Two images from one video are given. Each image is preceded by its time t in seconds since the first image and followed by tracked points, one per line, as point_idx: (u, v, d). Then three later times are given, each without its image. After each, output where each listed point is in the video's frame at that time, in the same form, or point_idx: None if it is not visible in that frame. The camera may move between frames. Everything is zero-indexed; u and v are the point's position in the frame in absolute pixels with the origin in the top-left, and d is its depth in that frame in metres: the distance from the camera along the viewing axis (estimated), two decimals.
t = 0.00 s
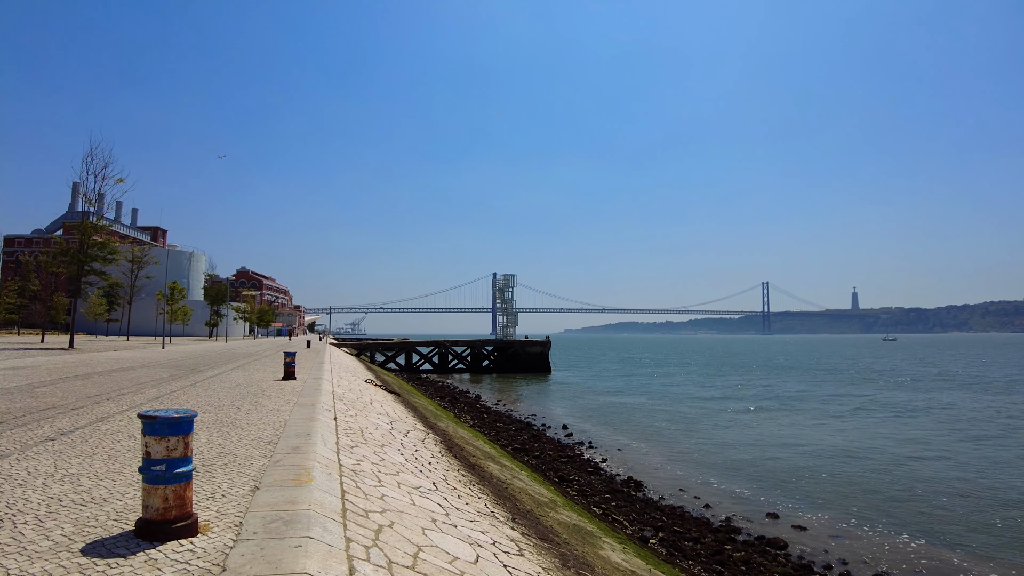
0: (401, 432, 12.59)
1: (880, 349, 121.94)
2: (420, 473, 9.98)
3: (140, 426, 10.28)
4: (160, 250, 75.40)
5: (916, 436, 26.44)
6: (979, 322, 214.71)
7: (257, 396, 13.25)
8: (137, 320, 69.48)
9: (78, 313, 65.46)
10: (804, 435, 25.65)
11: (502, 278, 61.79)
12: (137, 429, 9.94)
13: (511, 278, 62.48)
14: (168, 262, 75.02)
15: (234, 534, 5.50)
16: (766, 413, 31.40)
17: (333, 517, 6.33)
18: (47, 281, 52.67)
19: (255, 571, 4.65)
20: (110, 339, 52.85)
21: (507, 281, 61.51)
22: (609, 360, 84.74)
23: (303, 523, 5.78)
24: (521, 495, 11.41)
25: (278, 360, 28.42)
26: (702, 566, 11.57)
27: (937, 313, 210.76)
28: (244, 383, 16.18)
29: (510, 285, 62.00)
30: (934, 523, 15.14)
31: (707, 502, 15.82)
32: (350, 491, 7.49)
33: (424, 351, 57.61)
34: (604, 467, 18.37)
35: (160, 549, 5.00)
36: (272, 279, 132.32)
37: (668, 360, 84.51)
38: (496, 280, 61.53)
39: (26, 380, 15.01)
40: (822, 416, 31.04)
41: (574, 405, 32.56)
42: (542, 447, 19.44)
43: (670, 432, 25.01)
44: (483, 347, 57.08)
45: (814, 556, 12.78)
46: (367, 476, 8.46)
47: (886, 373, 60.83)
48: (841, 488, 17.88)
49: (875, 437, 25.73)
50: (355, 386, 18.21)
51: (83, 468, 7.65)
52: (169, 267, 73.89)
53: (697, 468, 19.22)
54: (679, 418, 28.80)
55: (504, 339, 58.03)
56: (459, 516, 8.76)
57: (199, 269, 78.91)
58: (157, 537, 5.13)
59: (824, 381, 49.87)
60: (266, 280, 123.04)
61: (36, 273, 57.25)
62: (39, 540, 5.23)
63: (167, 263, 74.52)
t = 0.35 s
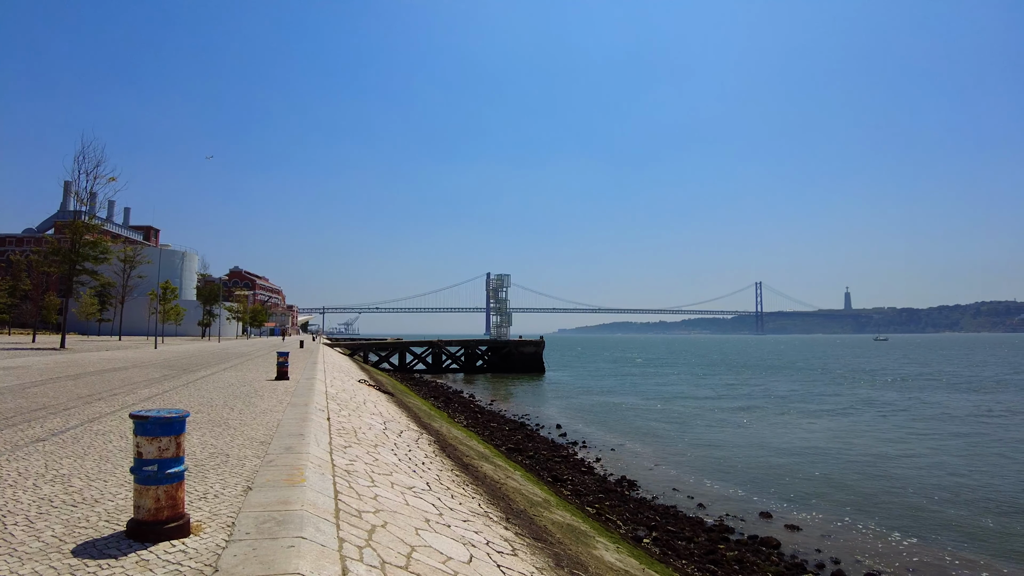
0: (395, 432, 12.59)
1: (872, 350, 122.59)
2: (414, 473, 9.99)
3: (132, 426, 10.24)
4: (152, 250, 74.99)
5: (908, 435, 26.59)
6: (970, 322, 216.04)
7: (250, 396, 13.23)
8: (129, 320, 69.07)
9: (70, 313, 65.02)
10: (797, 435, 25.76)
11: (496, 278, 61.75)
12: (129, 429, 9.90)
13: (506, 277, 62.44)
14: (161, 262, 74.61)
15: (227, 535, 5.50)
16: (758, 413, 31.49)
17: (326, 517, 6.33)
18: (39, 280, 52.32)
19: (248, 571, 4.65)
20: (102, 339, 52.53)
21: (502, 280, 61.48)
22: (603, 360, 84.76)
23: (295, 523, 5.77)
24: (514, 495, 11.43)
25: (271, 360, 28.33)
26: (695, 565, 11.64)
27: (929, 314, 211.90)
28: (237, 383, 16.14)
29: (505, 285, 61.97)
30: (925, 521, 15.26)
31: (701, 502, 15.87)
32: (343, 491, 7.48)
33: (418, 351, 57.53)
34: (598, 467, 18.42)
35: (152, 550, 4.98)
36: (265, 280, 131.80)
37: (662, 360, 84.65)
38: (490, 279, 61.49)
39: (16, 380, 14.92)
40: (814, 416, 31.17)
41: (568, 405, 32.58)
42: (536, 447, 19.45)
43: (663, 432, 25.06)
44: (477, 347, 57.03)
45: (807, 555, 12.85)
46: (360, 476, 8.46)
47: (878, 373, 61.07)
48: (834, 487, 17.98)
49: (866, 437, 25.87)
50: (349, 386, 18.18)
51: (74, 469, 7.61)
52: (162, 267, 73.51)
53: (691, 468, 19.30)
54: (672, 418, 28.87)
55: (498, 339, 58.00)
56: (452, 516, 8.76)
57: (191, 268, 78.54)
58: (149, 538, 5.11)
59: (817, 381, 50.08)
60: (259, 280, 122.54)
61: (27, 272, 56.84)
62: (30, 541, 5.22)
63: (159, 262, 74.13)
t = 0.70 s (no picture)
0: (389, 432, 12.58)
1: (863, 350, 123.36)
2: (407, 473, 9.99)
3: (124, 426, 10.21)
4: (145, 249, 74.60)
5: (898, 435, 26.82)
6: (961, 322, 217.55)
7: (243, 396, 13.22)
8: (121, 320, 68.68)
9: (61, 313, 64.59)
10: (789, 434, 25.91)
11: (490, 278, 61.78)
12: (121, 430, 9.86)
13: (499, 277, 62.48)
14: (153, 262, 74.18)
15: (219, 535, 5.48)
16: (751, 413, 31.65)
17: (320, 517, 6.33)
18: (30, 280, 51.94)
19: (240, 572, 4.64)
20: (94, 339, 52.21)
21: (495, 281, 61.53)
22: (597, 360, 84.87)
23: (288, 523, 5.77)
24: (508, 495, 11.45)
25: (263, 360, 28.26)
26: (688, 564, 11.69)
27: (920, 314, 213.26)
28: (230, 383, 16.10)
29: (498, 285, 62.01)
30: (916, 520, 15.39)
31: (694, 502, 15.94)
32: (336, 492, 7.48)
33: (412, 351, 57.48)
34: (591, 467, 18.47)
35: (143, 551, 4.96)
36: (258, 279, 131.36)
37: (655, 360, 84.89)
38: (484, 279, 61.52)
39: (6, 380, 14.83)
40: (805, 416, 31.34)
41: (561, 405, 32.64)
42: (530, 448, 19.49)
43: (656, 431, 25.15)
44: (471, 347, 57.04)
45: (799, 554, 12.92)
46: (353, 477, 8.46)
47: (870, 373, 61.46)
48: (825, 487, 18.11)
49: (857, 437, 26.05)
50: (342, 386, 18.17)
51: (65, 470, 7.57)
52: (154, 266, 73.16)
53: (684, 468, 19.39)
54: (665, 418, 28.97)
55: (492, 340, 58.02)
56: (446, 516, 8.77)
57: (184, 268, 78.15)
58: (140, 538, 5.09)
59: (808, 381, 50.38)
60: (252, 280, 122.13)
61: (18, 272, 56.43)
62: (20, 542, 5.19)
63: (152, 262, 73.76)
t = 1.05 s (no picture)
0: (382, 432, 12.56)
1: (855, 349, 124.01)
2: (401, 473, 9.98)
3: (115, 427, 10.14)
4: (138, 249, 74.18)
5: (890, 434, 26.96)
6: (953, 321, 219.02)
7: (236, 396, 13.18)
8: (113, 320, 68.28)
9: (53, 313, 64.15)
10: (781, 433, 26.02)
11: (484, 278, 61.74)
12: (113, 430, 9.80)
13: (494, 278, 62.45)
14: (146, 262, 73.79)
15: (211, 535, 5.47)
16: (743, 413, 31.74)
17: (313, 517, 6.33)
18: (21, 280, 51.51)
19: (232, 572, 4.64)
20: (86, 339, 51.87)
21: (490, 281, 61.48)
22: (591, 360, 84.93)
23: (281, 523, 5.77)
24: (502, 495, 11.46)
25: (256, 361, 28.15)
26: (682, 563, 11.73)
27: (913, 314, 214.34)
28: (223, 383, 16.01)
29: (493, 285, 61.96)
30: (907, 519, 15.49)
31: (688, 501, 15.99)
32: (329, 491, 7.47)
33: (406, 351, 57.39)
34: (585, 467, 18.50)
35: (135, 552, 4.95)
36: (252, 279, 130.89)
37: (649, 360, 85.06)
38: (478, 279, 61.46)
39: None
40: (797, 415, 31.49)
41: (555, 405, 32.67)
42: (524, 447, 19.51)
43: (650, 431, 25.21)
44: (465, 347, 56.99)
45: (793, 553, 12.97)
46: (347, 476, 8.45)
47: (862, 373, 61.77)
48: (818, 486, 18.21)
49: (849, 436, 26.18)
50: (335, 386, 18.12)
51: (57, 470, 7.52)
52: (147, 266, 72.79)
53: (678, 467, 19.43)
54: (659, 417, 29.04)
55: (486, 339, 57.99)
56: (439, 516, 8.77)
57: (177, 268, 77.77)
58: (132, 538, 5.08)
59: (801, 381, 50.59)
60: (245, 280, 121.61)
61: (10, 271, 56.00)
62: (10, 543, 5.16)
63: (145, 262, 73.38)
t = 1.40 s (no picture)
0: (376, 432, 12.56)
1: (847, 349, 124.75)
2: (395, 473, 10.00)
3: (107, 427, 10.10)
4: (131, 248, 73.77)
5: (883, 433, 27.08)
6: (944, 322, 220.47)
7: (229, 396, 13.16)
8: (106, 320, 67.90)
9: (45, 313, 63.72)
10: (774, 433, 26.16)
11: (479, 278, 61.71)
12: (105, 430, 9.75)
13: (488, 278, 62.43)
14: (139, 262, 73.45)
15: (204, 536, 5.46)
16: (737, 412, 31.85)
17: (307, 517, 6.33)
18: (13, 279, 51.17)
19: (225, 573, 4.63)
20: (78, 339, 51.55)
21: (484, 281, 61.46)
22: (585, 360, 85.00)
23: (275, 523, 5.76)
24: (496, 495, 11.48)
25: (250, 360, 28.06)
26: (676, 563, 11.79)
27: (905, 314, 215.61)
28: (216, 383, 15.96)
29: (487, 285, 61.94)
30: (899, 518, 15.59)
31: (682, 501, 16.07)
32: (323, 492, 7.48)
33: (400, 351, 57.31)
34: (579, 466, 18.57)
35: (127, 553, 4.94)
36: (245, 279, 130.45)
37: (643, 360, 85.29)
38: (473, 279, 61.44)
39: None
40: (790, 415, 31.66)
41: (550, 405, 32.70)
42: (518, 447, 19.54)
43: (644, 431, 25.29)
44: (460, 347, 56.97)
45: (786, 552, 13.05)
46: (341, 477, 8.44)
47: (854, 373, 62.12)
48: (811, 485, 18.31)
49: (842, 436, 26.33)
50: (329, 386, 18.10)
51: (49, 471, 7.48)
52: (140, 266, 72.44)
53: (672, 467, 19.50)
54: (653, 417, 29.14)
55: (480, 340, 57.99)
56: (433, 516, 8.78)
57: (170, 268, 77.41)
58: (125, 539, 5.07)
59: (794, 381, 50.83)
60: (239, 280, 121.19)
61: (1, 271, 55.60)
62: (1, 544, 5.14)
63: (138, 261, 73.01)
